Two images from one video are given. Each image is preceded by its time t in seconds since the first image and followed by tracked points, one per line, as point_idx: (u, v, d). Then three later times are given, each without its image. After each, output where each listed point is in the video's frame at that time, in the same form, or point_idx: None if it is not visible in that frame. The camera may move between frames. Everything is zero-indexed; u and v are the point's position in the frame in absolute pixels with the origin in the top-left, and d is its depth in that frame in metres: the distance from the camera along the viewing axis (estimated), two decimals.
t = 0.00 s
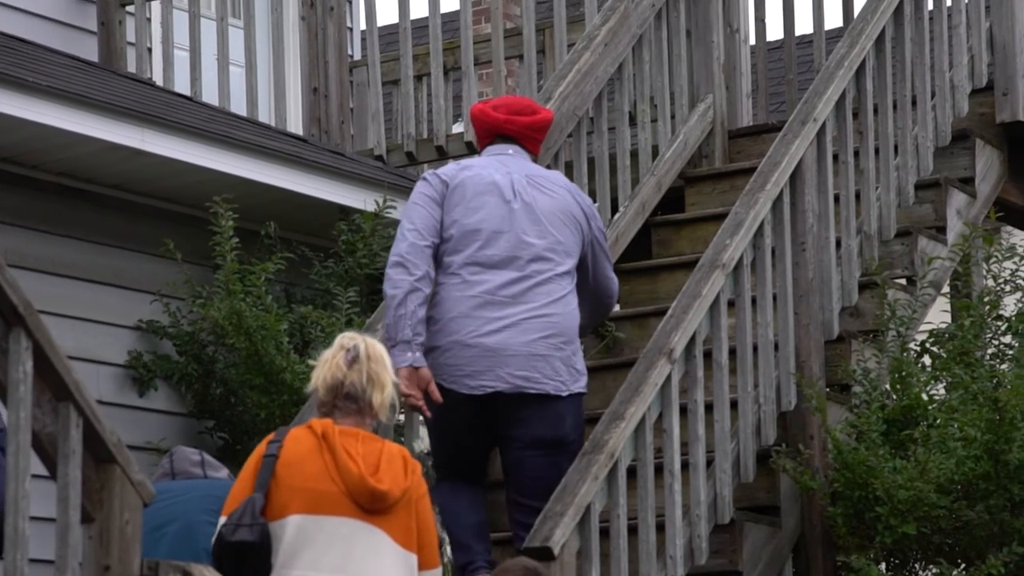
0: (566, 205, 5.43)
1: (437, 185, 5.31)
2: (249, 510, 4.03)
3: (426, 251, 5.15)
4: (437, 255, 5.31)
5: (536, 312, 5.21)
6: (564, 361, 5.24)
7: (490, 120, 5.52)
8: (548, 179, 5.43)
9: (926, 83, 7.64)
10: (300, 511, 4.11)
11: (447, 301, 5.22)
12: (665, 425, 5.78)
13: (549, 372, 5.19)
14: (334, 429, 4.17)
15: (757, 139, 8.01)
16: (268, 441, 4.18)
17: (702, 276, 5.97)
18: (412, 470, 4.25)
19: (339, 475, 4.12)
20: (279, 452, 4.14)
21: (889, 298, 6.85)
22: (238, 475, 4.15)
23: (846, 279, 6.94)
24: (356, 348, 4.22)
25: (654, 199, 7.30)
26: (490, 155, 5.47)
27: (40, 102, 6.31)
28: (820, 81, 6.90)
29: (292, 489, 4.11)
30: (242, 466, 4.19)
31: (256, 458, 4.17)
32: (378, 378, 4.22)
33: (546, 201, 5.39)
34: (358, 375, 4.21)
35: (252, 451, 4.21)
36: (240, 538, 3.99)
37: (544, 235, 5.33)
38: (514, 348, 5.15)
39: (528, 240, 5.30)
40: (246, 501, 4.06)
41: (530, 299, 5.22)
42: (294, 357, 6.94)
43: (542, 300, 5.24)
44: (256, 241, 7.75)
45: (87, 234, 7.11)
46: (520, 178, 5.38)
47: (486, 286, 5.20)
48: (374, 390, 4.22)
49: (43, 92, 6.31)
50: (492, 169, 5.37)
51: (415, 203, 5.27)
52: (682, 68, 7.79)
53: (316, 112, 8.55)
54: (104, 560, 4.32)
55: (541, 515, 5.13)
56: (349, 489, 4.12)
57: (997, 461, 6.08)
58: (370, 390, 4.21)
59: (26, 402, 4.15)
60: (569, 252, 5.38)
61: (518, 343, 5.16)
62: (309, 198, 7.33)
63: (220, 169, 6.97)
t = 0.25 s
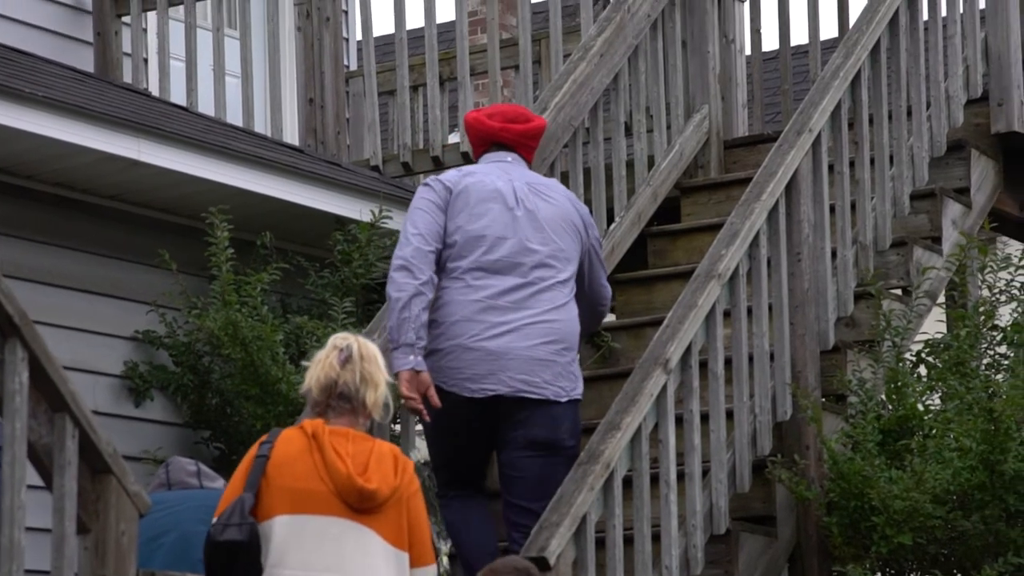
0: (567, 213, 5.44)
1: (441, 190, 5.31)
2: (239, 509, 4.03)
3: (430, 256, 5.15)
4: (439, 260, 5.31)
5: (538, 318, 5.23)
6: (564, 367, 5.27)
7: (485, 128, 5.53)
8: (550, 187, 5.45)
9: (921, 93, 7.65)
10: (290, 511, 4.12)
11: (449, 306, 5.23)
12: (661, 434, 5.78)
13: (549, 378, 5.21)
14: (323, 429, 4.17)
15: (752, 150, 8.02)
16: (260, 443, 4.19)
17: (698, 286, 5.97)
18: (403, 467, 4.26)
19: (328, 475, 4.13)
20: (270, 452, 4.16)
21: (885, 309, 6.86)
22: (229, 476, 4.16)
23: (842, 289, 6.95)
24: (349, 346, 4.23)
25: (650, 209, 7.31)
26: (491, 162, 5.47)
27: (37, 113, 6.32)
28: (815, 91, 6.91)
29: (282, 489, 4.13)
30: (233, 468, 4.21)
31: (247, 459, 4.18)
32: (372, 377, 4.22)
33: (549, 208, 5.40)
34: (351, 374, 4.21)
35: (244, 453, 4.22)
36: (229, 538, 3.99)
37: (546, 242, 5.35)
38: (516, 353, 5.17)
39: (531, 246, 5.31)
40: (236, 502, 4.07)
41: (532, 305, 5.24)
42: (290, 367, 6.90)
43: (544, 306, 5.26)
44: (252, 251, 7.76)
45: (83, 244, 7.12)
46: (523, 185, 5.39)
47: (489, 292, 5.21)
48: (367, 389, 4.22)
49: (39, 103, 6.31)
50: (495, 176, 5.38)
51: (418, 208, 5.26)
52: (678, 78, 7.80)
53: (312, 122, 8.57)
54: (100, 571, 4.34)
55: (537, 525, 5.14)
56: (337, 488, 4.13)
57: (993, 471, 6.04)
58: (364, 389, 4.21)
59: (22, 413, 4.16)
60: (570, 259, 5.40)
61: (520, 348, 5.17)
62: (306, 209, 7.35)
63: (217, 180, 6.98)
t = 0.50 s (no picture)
0: (563, 222, 5.46)
1: (439, 199, 5.30)
2: (232, 512, 4.04)
3: (431, 265, 5.14)
4: (438, 268, 5.29)
5: (541, 326, 5.23)
6: (565, 375, 5.28)
7: (478, 138, 5.53)
8: (545, 197, 5.47)
9: (917, 104, 7.66)
10: (283, 514, 4.13)
11: (451, 314, 5.21)
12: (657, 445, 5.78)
13: (552, 386, 5.22)
14: (315, 429, 4.18)
15: (749, 160, 8.03)
16: (256, 446, 4.21)
17: (694, 296, 5.98)
18: (398, 468, 4.24)
19: (320, 477, 4.13)
20: (265, 456, 4.17)
21: (881, 319, 6.87)
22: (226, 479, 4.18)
23: (838, 300, 6.95)
24: (348, 350, 4.24)
25: (646, 219, 7.32)
26: (486, 172, 5.48)
27: (34, 124, 6.32)
28: (811, 102, 6.92)
29: (276, 492, 4.14)
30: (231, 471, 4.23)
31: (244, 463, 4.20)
32: (372, 380, 4.23)
33: (546, 217, 5.41)
34: (350, 377, 4.21)
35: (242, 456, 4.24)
36: (221, 540, 4.01)
37: (544, 250, 5.36)
38: (519, 360, 5.18)
39: (530, 254, 5.32)
40: (230, 505, 4.08)
41: (533, 313, 5.24)
42: (286, 378, 6.88)
43: (545, 314, 5.27)
44: (249, 262, 7.76)
45: (80, 255, 7.12)
46: (520, 194, 5.40)
47: (491, 300, 5.21)
48: (366, 391, 4.22)
49: (37, 115, 6.32)
50: (492, 185, 5.39)
51: (417, 217, 5.25)
52: (674, 89, 7.80)
53: (309, 134, 8.51)
54: None
55: (533, 535, 5.15)
56: (329, 490, 4.12)
57: (989, 482, 6.07)
58: (363, 392, 4.22)
59: (19, 424, 4.17)
60: (568, 268, 5.42)
61: (523, 355, 5.18)
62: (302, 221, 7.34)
63: (214, 191, 6.98)
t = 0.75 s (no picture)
0: (556, 224, 5.48)
1: (433, 205, 5.30)
2: (228, 521, 4.04)
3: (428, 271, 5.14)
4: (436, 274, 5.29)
5: (543, 325, 5.24)
6: (569, 373, 5.29)
7: (467, 143, 5.54)
8: (537, 199, 5.48)
9: (914, 115, 7.66)
10: (280, 523, 4.13)
11: (452, 318, 5.21)
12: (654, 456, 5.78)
13: (556, 384, 5.23)
14: (311, 437, 4.18)
15: (745, 171, 8.04)
16: (255, 455, 4.21)
17: (691, 307, 5.98)
18: (395, 475, 4.24)
19: (315, 485, 4.13)
20: (263, 464, 4.17)
21: (878, 330, 6.87)
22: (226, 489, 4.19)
23: (835, 310, 6.96)
24: (348, 358, 4.24)
25: (644, 230, 7.32)
26: (477, 176, 5.48)
27: (32, 136, 6.33)
28: (808, 113, 6.92)
29: (273, 500, 4.14)
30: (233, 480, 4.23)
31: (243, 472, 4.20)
32: (372, 387, 4.24)
33: (539, 218, 5.43)
34: (350, 385, 4.22)
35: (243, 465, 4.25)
36: (217, 550, 4.00)
37: (541, 251, 5.37)
38: (523, 359, 5.19)
39: (527, 256, 5.33)
40: (226, 514, 4.08)
41: (535, 313, 5.25)
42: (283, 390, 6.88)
43: (547, 313, 5.28)
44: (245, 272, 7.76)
45: (76, 266, 7.13)
46: (512, 197, 5.41)
47: (491, 302, 5.22)
48: (365, 397, 4.23)
49: (34, 126, 6.32)
50: (484, 189, 5.40)
51: (411, 224, 5.24)
52: (671, 100, 7.80)
53: (306, 144, 8.53)
54: None
55: (530, 546, 5.15)
56: (324, 498, 4.12)
57: (986, 493, 6.07)
58: (362, 397, 4.22)
59: (16, 435, 4.16)
60: (564, 268, 5.43)
61: (527, 354, 5.19)
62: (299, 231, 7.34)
63: (210, 202, 6.98)
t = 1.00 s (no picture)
0: (551, 224, 5.49)
1: (427, 209, 5.31)
2: (230, 535, 4.04)
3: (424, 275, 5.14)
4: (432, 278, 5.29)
5: (543, 321, 5.24)
6: (571, 370, 5.29)
7: (457, 148, 5.55)
8: (530, 200, 5.49)
9: (911, 126, 7.67)
10: (282, 536, 4.13)
11: (451, 320, 5.21)
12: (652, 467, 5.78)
13: (558, 380, 5.23)
14: (314, 450, 4.19)
15: (743, 182, 8.05)
16: (257, 469, 4.22)
17: (689, 318, 5.99)
18: (396, 487, 4.24)
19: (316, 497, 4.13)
20: (265, 477, 4.18)
21: (876, 341, 6.87)
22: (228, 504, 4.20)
23: (833, 321, 6.96)
24: (349, 368, 4.24)
25: (641, 241, 7.33)
26: (469, 180, 5.49)
27: (31, 147, 6.34)
28: (805, 124, 6.93)
29: (275, 514, 4.14)
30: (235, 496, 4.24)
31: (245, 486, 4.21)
32: (372, 397, 4.22)
33: (534, 218, 5.44)
34: (351, 395, 4.21)
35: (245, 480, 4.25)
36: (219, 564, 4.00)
37: (537, 249, 5.38)
38: (525, 356, 5.18)
39: (524, 255, 5.34)
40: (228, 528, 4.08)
41: (535, 309, 5.25)
42: (281, 401, 6.86)
43: (547, 310, 5.28)
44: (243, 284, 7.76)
45: (74, 277, 7.14)
46: (506, 199, 5.42)
47: (490, 302, 5.22)
48: (366, 407, 4.21)
49: (33, 137, 6.34)
50: (477, 192, 5.41)
51: (406, 229, 5.25)
52: (668, 111, 7.81)
53: (304, 156, 8.53)
54: None
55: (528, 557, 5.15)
56: (326, 511, 4.12)
57: (984, 503, 6.08)
58: (363, 407, 4.21)
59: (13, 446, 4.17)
60: (560, 267, 5.44)
61: (529, 351, 5.18)
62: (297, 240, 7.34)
63: (209, 214, 6.99)
